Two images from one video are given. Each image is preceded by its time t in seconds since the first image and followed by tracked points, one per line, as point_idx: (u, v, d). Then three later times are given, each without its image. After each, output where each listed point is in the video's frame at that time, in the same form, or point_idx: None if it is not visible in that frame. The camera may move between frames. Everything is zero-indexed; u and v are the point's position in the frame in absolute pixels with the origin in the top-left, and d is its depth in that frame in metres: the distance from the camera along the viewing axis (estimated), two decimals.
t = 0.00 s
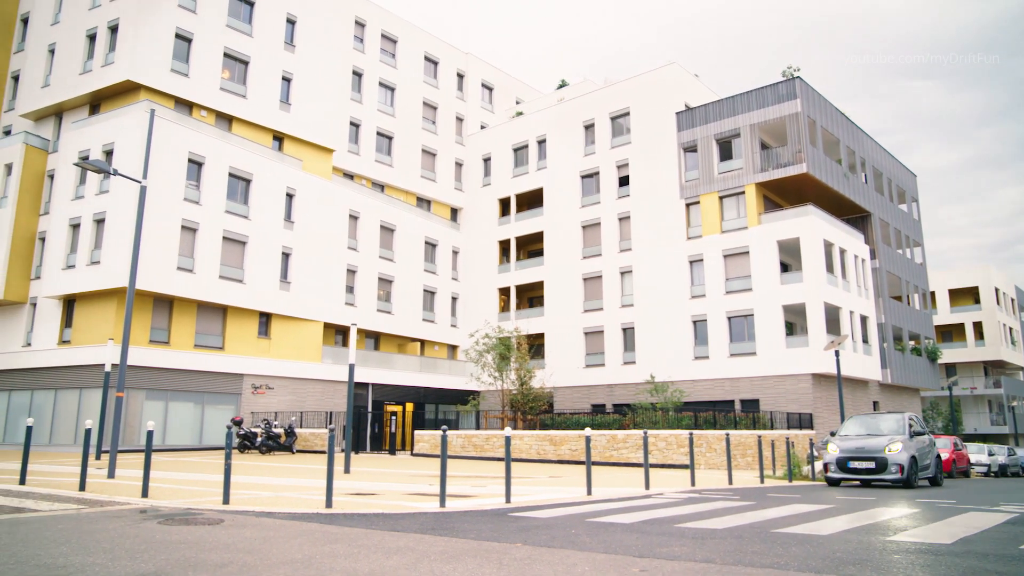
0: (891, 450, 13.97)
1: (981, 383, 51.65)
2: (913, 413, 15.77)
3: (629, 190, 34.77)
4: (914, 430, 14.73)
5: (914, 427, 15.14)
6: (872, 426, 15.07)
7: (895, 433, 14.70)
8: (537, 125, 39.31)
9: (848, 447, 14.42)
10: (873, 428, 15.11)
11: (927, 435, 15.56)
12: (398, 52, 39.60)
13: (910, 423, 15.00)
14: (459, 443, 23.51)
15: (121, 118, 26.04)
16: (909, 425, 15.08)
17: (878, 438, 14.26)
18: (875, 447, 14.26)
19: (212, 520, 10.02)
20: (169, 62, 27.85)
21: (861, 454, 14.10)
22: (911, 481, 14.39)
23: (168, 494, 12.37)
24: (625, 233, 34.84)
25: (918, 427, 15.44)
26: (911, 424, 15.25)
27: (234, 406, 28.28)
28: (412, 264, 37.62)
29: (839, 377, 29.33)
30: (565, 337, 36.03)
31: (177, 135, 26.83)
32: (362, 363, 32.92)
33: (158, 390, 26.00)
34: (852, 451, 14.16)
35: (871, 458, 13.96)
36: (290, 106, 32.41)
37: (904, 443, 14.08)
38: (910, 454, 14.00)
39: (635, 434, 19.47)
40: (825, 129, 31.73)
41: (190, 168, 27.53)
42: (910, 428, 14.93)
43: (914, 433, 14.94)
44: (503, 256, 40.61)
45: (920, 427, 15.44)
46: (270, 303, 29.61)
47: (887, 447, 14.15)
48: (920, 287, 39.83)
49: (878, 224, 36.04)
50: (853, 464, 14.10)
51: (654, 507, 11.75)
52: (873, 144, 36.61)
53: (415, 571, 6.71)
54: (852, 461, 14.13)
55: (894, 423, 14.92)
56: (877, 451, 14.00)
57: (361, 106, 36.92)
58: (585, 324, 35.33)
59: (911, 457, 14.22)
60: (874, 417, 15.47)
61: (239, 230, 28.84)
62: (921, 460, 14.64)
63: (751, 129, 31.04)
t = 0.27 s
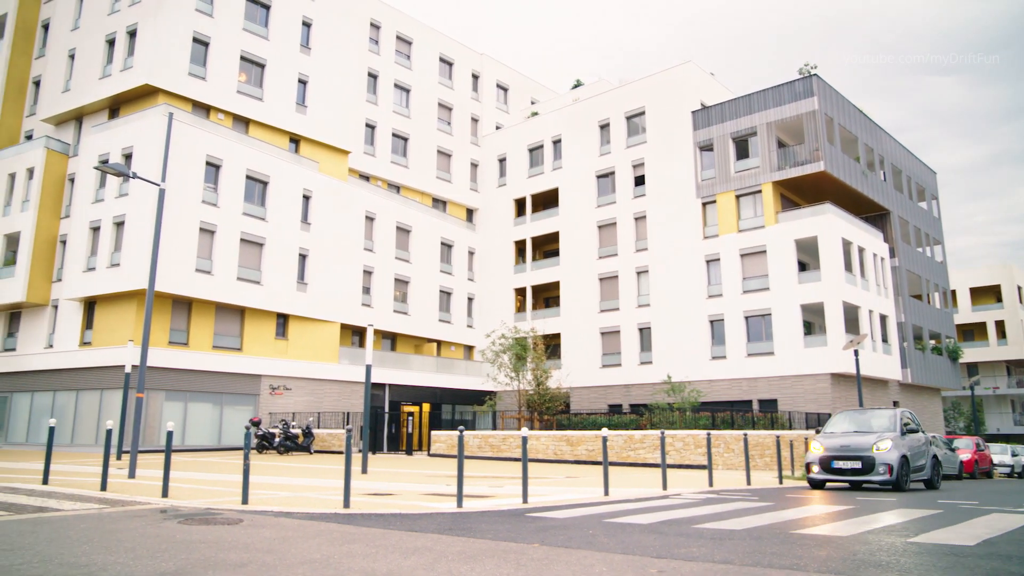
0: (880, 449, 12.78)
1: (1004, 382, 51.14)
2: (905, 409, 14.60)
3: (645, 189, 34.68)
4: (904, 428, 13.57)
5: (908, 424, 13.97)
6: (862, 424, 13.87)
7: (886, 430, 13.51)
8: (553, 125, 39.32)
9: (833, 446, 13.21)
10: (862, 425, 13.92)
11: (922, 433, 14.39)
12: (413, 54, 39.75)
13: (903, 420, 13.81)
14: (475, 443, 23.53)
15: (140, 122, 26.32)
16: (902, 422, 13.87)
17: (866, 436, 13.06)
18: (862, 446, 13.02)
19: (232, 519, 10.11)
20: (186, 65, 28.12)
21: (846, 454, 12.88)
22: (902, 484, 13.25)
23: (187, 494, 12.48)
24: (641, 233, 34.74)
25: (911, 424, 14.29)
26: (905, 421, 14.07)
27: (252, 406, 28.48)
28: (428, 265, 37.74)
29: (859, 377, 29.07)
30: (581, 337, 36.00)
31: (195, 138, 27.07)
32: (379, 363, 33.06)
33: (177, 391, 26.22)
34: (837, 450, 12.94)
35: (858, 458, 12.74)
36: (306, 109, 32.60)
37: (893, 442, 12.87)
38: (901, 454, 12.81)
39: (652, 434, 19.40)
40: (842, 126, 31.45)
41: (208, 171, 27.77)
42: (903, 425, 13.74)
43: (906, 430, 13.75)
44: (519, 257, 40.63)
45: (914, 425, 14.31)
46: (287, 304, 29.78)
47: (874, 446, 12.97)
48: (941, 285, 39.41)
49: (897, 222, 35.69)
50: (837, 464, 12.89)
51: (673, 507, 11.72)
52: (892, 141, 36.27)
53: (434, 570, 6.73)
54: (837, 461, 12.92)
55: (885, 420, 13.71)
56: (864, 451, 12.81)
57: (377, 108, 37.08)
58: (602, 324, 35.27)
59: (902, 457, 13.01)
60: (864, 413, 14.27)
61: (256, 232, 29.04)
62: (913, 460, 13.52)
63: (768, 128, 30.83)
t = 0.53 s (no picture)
0: (862, 448, 11.72)
1: None
2: (897, 404, 13.47)
3: (666, 188, 34.49)
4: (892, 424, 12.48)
5: (899, 419, 12.87)
6: (848, 420, 12.79)
7: (872, 426, 12.43)
8: (573, 124, 39.27)
9: (812, 445, 12.18)
10: (846, 421, 12.86)
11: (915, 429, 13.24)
12: (433, 55, 39.89)
13: (892, 416, 12.69)
14: (497, 443, 23.56)
15: (165, 126, 26.65)
16: (891, 418, 12.74)
17: (847, 434, 11.99)
18: (844, 443, 11.97)
19: (258, 518, 10.20)
20: (209, 69, 28.45)
21: (825, 453, 11.81)
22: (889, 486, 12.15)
23: (212, 493, 12.60)
24: (662, 232, 34.56)
25: (903, 419, 13.18)
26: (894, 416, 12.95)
27: (276, 407, 28.74)
28: (449, 265, 37.84)
29: (885, 376, 28.70)
30: (603, 337, 35.90)
31: (218, 141, 27.36)
32: (401, 364, 33.21)
33: (203, 392, 26.52)
34: (814, 450, 11.93)
35: (838, 458, 11.70)
36: (327, 111, 32.83)
37: (877, 440, 11.80)
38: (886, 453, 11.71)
39: (674, 434, 19.29)
40: (867, 122, 31.05)
41: (231, 174, 28.06)
42: (892, 422, 12.61)
43: (896, 426, 12.65)
44: (540, 257, 40.62)
45: (906, 420, 13.19)
46: (310, 305, 30.01)
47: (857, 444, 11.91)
48: (969, 283, 38.80)
49: (924, 219, 35.19)
50: (815, 465, 11.88)
51: (700, 507, 11.65)
52: (917, 136, 35.77)
53: (458, 570, 6.74)
54: (815, 461, 11.91)
55: (873, 416, 12.62)
56: (845, 449, 11.76)
57: (397, 109, 37.27)
58: (624, 324, 35.17)
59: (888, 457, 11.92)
60: (850, 408, 13.19)
61: (279, 234, 29.29)
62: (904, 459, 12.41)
63: (790, 124, 30.53)
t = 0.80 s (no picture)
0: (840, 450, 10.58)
1: None
2: (884, 399, 12.33)
3: (689, 187, 34.30)
4: (876, 422, 11.32)
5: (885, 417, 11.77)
6: (829, 417, 11.64)
7: (852, 425, 11.31)
8: (595, 124, 39.20)
9: (786, 446, 11.10)
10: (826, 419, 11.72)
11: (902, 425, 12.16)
12: (453, 56, 40.04)
13: (876, 412, 11.58)
14: (521, 443, 23.56)
15: (190, 130, 26.99)
16: (876, 415, 11.62)
17: (825, 434, 10.87)
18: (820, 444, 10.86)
19: (284, 517, 10.31)
20: (233, 74, 28.78)
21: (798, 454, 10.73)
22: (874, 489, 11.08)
23: (238, 493, 12.71)
24: (685, 231, 34.35)
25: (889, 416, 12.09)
26: (880, 413, 11.84)
27: (300, 407, 28.98)
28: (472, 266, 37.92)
29: (913, 375, 28.30)
30: (626, 337, 35.77)
31: (242, 145, 27.65)
32: (424, 364, 33.35)
33: (229, 393, 26.81)
34: (787, 451, 10.84)
35: (813, 461, 10.59)
36: (350, 113, 33.06)
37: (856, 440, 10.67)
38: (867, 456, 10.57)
39: (699, 434, 19.18)
40: (893, 118, 30.63)
41: (255, 177, 28.34)
42: (877, 419, 11.48)
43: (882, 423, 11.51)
44: (562, 257, 40.58)
45: (894, 417, 12.08)
46: (334, 306, 30.23)
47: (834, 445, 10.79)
48: (1000, 280, 38.14)
49: (952, 215, 34.65)
50: (789, 470, 10.78)
51: (728, 507, 11.55)
52: (945, 131, 35.23)
53: (483, 570, 6.76)
54: (788, 463, 10.84)
55: (855, 412, 11.49)
56: (820, 450, 10.64)
57: (419, 111, 37.46)
58: (647, 323, 35.03)
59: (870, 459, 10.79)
60: (831, 404, 12.08)
61: (303, 236, 29.52)
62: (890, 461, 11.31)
63: (815, 121, 30.20)
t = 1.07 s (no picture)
0: (810, 453, 9.34)
1: None
2: (869, 395, 11.00)
3: (711, 185, 34.09)
4: (856, 421, 10.03)
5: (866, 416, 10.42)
6: (806, 416, 10.38)
7: (827, 424, 10.01)
8: (616, 123, 39.10)
9: (754, 449, 9.92)
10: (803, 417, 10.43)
11: (889, 424, 10.77)
12: (474, 57, 40.14)
13: (855, 410, 10.23)
14: (544, 444, 23.56)
15: (214, 133, 27.32)
16: (856, 413, 10.27)
17: (795, 435, 9.64)
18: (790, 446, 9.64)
19: (310, 517, 10.42)
20: (256, 77, 29.08)
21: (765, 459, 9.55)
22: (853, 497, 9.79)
23: (263, 493, 12.83)
24: (708, 230, 34.13)
25: (874, 414, 10.69)
26: (861, 411, 10.47)
27: (324, 408, 29.21)
28: (494, 266, 37.99)
29: (942, 374, 27.89)
30: (649, 336, 35.64)
31: (265, 148, 27.92)
32: (447, 364, 33.47)
33: (254, 393, 27.10)
34: (753, 455, 9.66)
35: (781, 466, 9.39)
36: (371, 115, 33.26)
37: (830, 443, 9.41)
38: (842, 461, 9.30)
39: (723, 434, 19.03)
40: (919, 113, 30.18)
41: (279, 179, 28.60)
42: (857, 417, 10.13)
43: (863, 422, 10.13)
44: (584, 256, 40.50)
45: (880, 415, 10.69)
46: (357, 307, 30.43)
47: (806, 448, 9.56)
48: None
49: (981, 211, 34.08)
50: (755, 475, 9.62)
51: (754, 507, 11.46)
52: (973, 126, 34.66)
53: (507, 570, 6.76)
54: (754, 468, 9.66)
55: (833, 410, 10.20)
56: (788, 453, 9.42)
57: (440, 112, 37.61)
58: (669, 323, 34.87)
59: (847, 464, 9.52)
60: (808, 401, 10.78)
61: (326, 237, 29.75)
62: (872, 464, 9.98)
63: (839, 117, 29.85)
